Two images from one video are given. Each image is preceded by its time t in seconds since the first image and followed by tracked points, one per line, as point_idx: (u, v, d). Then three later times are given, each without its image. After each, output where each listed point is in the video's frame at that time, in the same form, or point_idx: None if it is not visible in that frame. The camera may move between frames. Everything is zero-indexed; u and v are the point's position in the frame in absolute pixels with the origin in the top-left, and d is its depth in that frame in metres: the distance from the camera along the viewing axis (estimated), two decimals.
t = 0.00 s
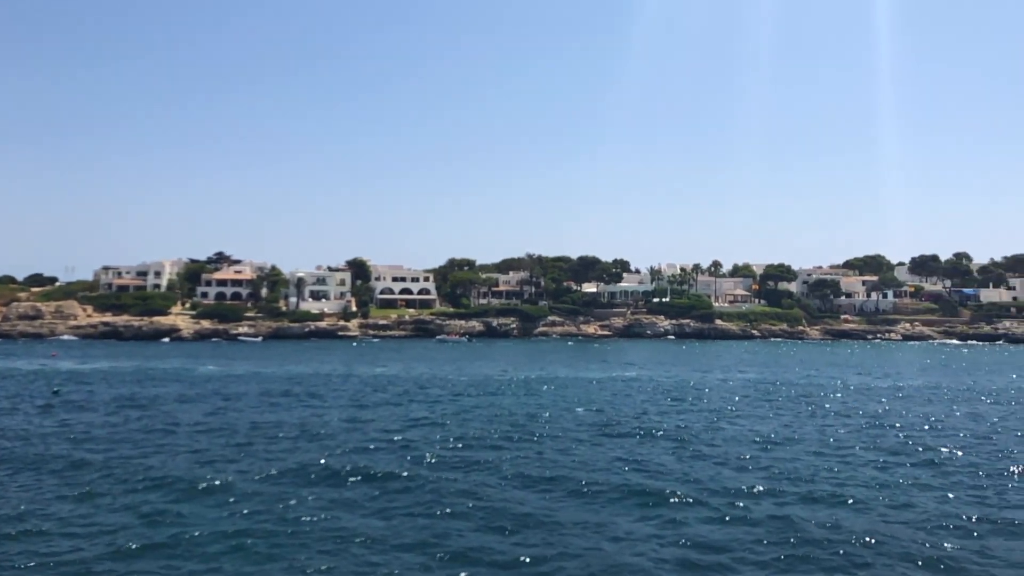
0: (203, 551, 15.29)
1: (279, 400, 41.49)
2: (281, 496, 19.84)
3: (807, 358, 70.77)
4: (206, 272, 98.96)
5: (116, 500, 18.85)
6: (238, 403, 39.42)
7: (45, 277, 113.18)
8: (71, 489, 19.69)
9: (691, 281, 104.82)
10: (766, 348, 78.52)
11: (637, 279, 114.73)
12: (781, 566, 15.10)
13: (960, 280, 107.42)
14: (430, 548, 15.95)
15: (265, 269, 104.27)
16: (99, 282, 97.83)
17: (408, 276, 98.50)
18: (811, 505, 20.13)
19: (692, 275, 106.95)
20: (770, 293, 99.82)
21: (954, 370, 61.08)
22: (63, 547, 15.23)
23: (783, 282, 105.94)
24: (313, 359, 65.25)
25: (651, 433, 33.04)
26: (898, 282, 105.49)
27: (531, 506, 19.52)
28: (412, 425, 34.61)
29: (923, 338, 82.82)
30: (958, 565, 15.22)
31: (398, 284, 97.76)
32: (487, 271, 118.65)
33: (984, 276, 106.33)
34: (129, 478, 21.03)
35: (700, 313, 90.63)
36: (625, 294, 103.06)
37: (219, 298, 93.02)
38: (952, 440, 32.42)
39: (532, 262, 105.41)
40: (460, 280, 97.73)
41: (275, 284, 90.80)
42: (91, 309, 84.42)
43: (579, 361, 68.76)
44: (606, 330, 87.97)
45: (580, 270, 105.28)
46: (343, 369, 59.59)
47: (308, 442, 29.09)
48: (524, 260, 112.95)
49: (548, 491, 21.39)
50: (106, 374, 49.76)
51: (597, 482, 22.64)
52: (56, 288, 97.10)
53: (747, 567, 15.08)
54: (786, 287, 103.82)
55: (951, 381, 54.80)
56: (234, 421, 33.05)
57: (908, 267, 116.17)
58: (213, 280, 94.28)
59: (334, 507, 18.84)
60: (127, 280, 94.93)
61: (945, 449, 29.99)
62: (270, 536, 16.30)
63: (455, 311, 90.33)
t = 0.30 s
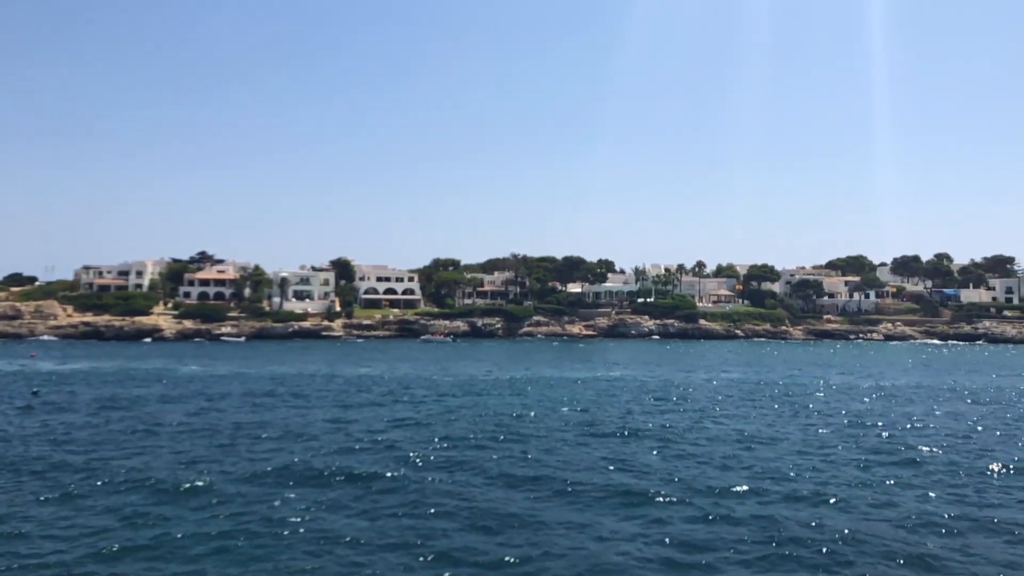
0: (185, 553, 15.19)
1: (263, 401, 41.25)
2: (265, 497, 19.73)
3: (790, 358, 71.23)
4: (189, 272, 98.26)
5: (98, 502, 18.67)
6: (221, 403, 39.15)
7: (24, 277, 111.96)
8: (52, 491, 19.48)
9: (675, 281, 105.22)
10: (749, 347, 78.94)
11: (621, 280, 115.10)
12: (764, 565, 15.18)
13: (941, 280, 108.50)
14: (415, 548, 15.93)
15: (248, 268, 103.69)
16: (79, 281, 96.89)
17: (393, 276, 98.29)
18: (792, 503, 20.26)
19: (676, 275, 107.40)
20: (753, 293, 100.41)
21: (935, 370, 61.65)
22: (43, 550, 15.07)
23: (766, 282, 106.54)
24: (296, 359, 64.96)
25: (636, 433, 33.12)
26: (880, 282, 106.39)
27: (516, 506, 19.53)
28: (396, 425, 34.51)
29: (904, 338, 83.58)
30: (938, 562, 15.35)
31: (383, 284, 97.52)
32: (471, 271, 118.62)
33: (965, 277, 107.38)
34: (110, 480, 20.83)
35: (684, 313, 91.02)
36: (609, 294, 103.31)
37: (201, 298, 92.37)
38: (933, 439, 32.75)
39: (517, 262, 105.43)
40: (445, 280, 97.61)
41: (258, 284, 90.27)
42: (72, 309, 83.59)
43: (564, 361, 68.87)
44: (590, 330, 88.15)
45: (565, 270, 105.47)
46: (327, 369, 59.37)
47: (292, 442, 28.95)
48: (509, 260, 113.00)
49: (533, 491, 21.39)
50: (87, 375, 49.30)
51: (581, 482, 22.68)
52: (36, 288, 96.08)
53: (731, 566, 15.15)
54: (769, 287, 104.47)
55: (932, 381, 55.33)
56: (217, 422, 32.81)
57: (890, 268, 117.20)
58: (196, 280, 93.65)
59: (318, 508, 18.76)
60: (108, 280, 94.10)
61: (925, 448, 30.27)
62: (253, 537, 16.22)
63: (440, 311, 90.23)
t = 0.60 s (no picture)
0: (169, 554, 15.12)
1: (246, 401, 41.01)
2: (249, 497, 19.64)
3: (773, 358, 71.64)
4: (171, 271, 97.53)
5: (80, 503, 18.52)
6: (203, 404, 38.89)
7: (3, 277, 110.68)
8: (32, 493, 19.30)
9: (658, 281, 105.55)
10: (733, 347, 79.33)
11: (605, 280, 115.45)
12: (749, 564, 15.25)
13: (921, 280, 109.56)
14: (400, 549, 15.89)
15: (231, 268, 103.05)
16: (59, 281, 95.93)
17: (377, 276, 98.06)
18: (775, 502, 20.37)
19: (660, 275, 107.82)
20: (736, 293, 100.95)
21: (915, 369, 62.22)
22: (24, 551, 14.94)
23: (749, 282, 107.09)
24: (280, 359, 64.64)
25: (620, 432, 33.22)
26: (861, 282, 107.22)
27: (501, 505, 19.52)
28: (380, 425, 34.40)
29: (885, 337, 84.30)
30: (919, 560, 15.48)
31: (367, 284, 97.24)
32: (456, 271, 118.46)
33: (945, 277, 108.43)
34: (92, 481, 20.67)
35: (668, 313, 91.34)
36: (593, 294, 103.49)
37: (183, 298, 91.68)
38: (913, 438, 33.03)
39: (501, 262, 105.39)
40: (430, 280, 97.44)
41: (241, 283, 89.65)
42: (51, 309, 82.74)
43: (549, 361, 68.93)
44: (575, 330, 88.29)
45: (550, 270, 105.60)
46: (311, 369, 59.10)
47: (276, 443, 28.83)
48: (494, 260, 112.98)
49: (519, 491, 21.39)
50: (67, 375, 48.82)
51: (565, 481, 22.71)
52: (15, 287, 94.99)
53: (715, 565, 15.20)
54: (752, 287, 105.12)
55: (913, 381, 55.83)
56: (200, 423, 32.59)
57: (872, 268, 118.14)
58: (178, 280, 93.02)
59: (302, 509, 18.70)
60: (88, 279, 93.27)
61: (906, 447, 30.51)
62: (237, 539, 16.13)
63: (424, 311, 90.04)
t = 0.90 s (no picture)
0: (152, 554, 14.97)
1: (228, 401, 40.69)
2: (232, 498, 19.49)
3: (756, 356, 71.96)
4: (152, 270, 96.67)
5: (60, 504, 18.31)
6: (185, 403, 38.56)
7: None
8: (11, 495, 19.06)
9: (642, 280, 105.78)
10: (716, 346, 79.60)
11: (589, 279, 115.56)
12: (735, 561, 15.29)
13: (902, 280, 110.51)
14: (386, 549, 15.77)
15: (213, 267, 102.25)
16: (38, 280, 94.81)
17: (361, 275, 97.68)
18: (760, 500, 20.42)
19: (644, 274, 108.06)
20: (719, 293, 101.37)
21: (896, 368, 62.70)
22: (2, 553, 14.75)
23: (732, 281, 107.57)
24: (263, 358, 64.22)
25: (605, 432, 33.21)
26: (843, 281, 107.96)
27: (485, 505, 19.43)
28: (364, 425, 34.21)
29: (867, 336, 84.91)
30: (902, 557, 15.58)
31: (351, 283, 96.85)
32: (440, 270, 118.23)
33: (925, 277, 109.43)
34: (72, 482, 20.42)
35: (652, 312, 91.57)
36: (578, 293, 103.52)
37: (165, 297, 90.90)
38: (895, 435, 33.24)
39: (486, 261, 105.28)
40: (413, 279, 97.15)
41: (223, 282, 88.93)
42: (30, 308, 81.77)
43: (533, 360, 68.87)
44: (559, 329, 88.31)
45: (534, 269, 105.52)
46: (294, 369, 58.74)
47: (259, 443, 28.62)
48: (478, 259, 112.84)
49: (504, 490, 21.30)
50: (46, 375, 48.25)
51: (551, 480, 22.65)
52: None
53: (700, 563, 15.20)
54: (735, 287, 105.61)
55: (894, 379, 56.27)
56: (181, 423, 32.31)
57: (853, 267, 119.05)
58: (160, 279, 92.23)
59: (285, 509, 18.58)
60: (68, 279, 92.28)
61: (887, 445, 30.71)
62: (221, 540, 15.95)
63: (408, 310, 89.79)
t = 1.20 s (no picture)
0: (134, 556, 14.85)
1: (210, 402, 40.40)
2: (215, 499, 19.37)
3: (739, 356, 72.30)
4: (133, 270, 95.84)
5: (40, 506, 18.11)
6: (166, 404, 38.24)
7: None
8: None
9: (626, 280, 106.04)
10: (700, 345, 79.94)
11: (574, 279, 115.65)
12: (718, 560, 15.36)
13: (883, 279, 111.41)
14: (369, 549, 15.71)
15: (194, 266, 101.49)
16: (16, 279, 93.72)
17: (344, 275, 97.31)
18: (743, 498, 20.53)
19: (627, 274, 108.34)
20: (702, 292, 101.84)
21: (878, 367, 63.24)
22: None
23: (715, 281, 108.02)
24: (245, 359, 63.81)
25: (589, 431, 33.26)
26: (825, 281, 108.70)
27: (469, 505, 19.41)
28: (347, 426, 34.08)
29: (848, 335, 85.56)
30: (883, 554, 15.70)
31: (334, 283, 96.47)
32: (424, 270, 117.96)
33: (906, 277, 110.43)
34: (52, 484, 20.20)
35: (636, 311, 91.84)
36: (562, 293, 103.57)
37: (146, 297, 90.13)
38: (876, 433, 33.52)
39: (470, 261, 105.16)
40: (397, 279, 96.84)
41: (205, 282, 88.29)
42: (9, 309, 80.82)
43: (517, 360, 68.86)
44: (543, 329, 88.33)
45: (518, 269, 105.47)
46: (276, 369, 58.41)
47: (242, 443, 28.43)
48: (462, 259, 112.63)
49: (489, 490, 21.27)
50: (25, 376, 47.69)
51: (535, 480, 22.66)
52: None
53: (684, 562, 15.25)
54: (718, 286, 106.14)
55: (875, 378, 56.75)
56: (163, 423, 32.04)
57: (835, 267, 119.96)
58: (141, 279, 91.43)
59: (268, 509, 18.47)
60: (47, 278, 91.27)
61: (869, 443, 30.94)
62: (203, 541, 15.86)
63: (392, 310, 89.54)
